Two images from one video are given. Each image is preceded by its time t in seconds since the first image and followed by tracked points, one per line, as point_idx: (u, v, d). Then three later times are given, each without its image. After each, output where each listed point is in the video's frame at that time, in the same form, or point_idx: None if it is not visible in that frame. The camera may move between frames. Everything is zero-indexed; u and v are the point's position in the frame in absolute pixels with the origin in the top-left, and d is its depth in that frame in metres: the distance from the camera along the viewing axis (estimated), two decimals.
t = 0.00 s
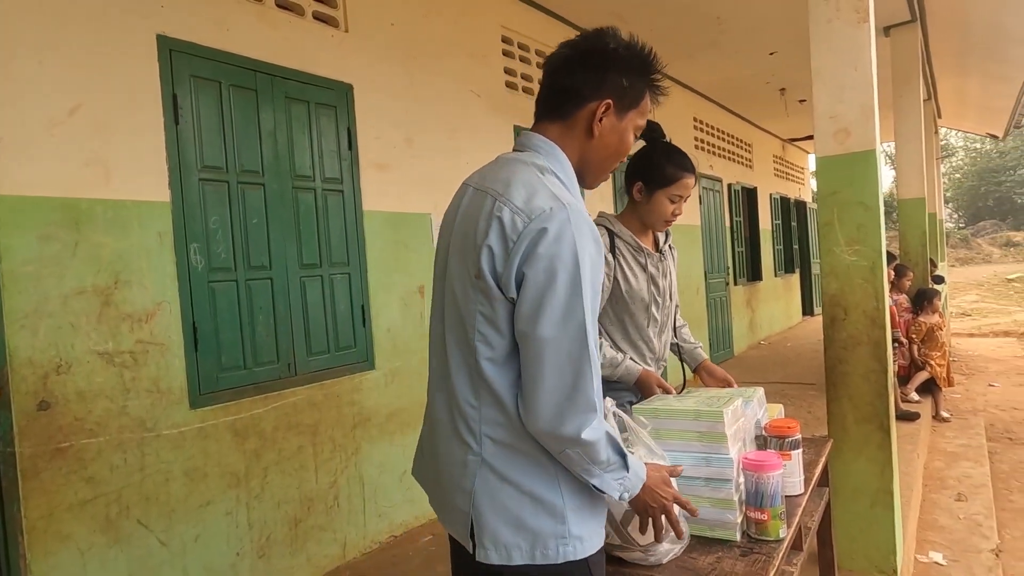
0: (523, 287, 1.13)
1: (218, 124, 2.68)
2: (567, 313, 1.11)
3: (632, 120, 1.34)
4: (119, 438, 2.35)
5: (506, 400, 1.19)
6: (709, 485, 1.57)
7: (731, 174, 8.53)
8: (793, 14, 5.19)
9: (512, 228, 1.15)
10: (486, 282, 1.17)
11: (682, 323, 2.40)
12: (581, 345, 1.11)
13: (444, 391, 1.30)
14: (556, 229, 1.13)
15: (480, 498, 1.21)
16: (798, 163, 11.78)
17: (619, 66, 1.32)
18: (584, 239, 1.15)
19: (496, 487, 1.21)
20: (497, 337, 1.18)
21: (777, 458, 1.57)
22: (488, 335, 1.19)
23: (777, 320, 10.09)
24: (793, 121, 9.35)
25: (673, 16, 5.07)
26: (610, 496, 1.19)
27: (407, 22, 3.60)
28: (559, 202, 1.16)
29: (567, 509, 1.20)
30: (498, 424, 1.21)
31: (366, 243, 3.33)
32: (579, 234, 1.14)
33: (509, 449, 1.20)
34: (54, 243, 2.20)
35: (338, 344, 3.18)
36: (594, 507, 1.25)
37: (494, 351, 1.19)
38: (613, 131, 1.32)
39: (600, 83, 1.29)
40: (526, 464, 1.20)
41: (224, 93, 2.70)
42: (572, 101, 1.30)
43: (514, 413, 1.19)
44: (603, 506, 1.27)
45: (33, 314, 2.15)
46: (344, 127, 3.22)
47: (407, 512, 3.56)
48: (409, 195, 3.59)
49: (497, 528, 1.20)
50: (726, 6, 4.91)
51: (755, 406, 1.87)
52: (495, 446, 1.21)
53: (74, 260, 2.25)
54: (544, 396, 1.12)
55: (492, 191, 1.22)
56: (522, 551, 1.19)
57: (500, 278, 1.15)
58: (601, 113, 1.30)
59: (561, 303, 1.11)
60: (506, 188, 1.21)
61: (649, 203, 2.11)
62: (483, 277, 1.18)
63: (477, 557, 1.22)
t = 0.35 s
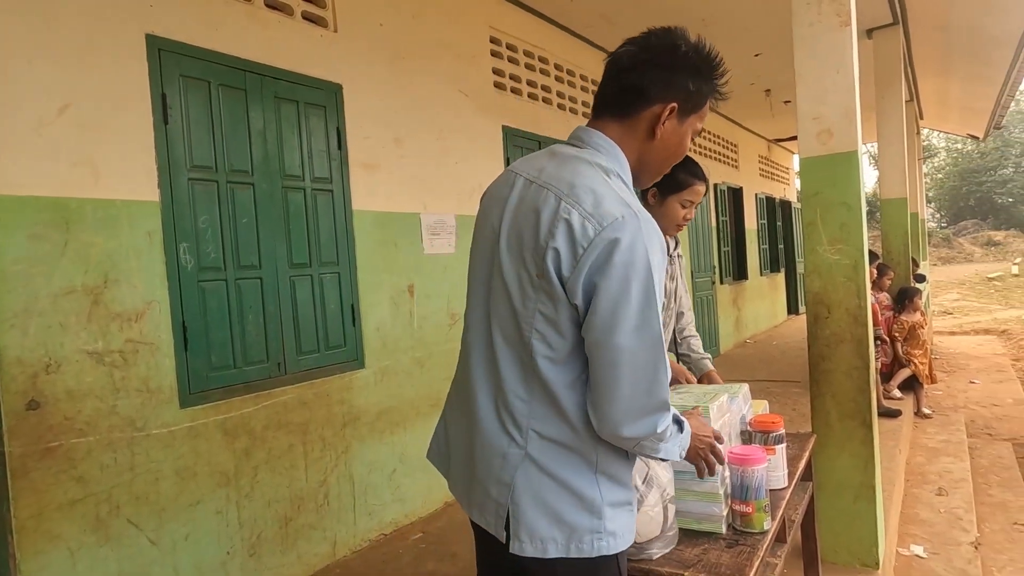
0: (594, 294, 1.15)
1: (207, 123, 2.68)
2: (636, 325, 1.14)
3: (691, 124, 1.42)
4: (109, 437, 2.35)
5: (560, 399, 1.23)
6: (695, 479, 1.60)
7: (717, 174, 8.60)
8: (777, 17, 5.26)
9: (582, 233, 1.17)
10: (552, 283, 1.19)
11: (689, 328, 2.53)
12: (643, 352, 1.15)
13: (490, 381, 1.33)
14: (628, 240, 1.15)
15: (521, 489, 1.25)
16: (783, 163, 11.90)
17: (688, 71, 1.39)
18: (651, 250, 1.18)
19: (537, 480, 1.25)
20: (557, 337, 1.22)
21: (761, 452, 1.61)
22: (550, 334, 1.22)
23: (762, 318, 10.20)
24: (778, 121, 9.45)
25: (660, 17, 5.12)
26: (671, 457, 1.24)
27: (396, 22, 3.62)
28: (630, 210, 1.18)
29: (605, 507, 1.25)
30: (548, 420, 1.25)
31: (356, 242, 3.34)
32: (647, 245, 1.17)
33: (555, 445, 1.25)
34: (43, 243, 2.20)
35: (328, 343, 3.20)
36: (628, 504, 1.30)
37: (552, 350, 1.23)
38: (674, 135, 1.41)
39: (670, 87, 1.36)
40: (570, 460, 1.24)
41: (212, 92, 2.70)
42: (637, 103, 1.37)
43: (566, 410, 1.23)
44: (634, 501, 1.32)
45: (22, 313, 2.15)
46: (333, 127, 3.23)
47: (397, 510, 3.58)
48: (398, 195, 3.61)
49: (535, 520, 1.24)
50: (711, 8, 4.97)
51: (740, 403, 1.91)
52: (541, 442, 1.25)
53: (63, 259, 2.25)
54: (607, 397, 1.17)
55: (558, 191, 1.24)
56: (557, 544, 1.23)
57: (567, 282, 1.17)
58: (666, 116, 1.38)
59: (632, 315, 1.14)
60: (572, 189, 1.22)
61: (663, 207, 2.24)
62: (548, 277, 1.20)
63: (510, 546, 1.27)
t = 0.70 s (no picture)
0: (594, 295, 1.17)
1: (192, 123, 2.66)
2: (635, 326, 1.17)
3: (697, 141, 1.44)
4: (93, 440, 2.32)
5: (556, 396, 1.24)
6: (683, 479, 1.61)
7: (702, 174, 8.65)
8: (761, 19, 5.31)
9: (581, 235, 1.18)
10: (551, 283, 1.20)
11: (687, 329, 2.58)
12: (640, 352, 1.18)
13: (485, 377, 1.34)
14: (628, 242, 1.17)
15: (514, 485, 1.26)
16: (768, 164, 11.99)
17: (699, 88, 1.40)
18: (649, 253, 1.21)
19: (530, 476, 1.25)
20: (555, 336, 1.23)
21: (747, 451, 1.62)
22: (549, 334, 1.23)
23: (747, 318, 10.27)
24: (763, 122, 9.53)
25: (647, 19, 5.14)
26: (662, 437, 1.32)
27: (382, 22, 3.61)
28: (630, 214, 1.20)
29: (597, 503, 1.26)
30: (543, 416, 1.26)
31: (342, 243, 3.33)
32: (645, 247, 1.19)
33: (549, 441, 1.26)
34: (25, 243, 2.17)
35: (315, 345, 3.18)
36: (621, 502, 1.30)
37: (549, 349, 1.24)
38: (681, 149, 1.42)
39: (680, 102, 1.38)
40: (563, 457, 1.25)
41: (197, 92, 2.68)
42: (647, 114, 1.38)
43: (563, 408, 1.24)
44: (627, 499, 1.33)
45: (3, 315, 2.12)
46: (319, 127, 3.22)
47: (384, 512, 3.57)
48: (385, 195, 3.60)
49: (527, 515, 1.25)
50: (697, 10, 5.01)
51: (727, 402, 1.93)
52: (535, 438, 1.26)
53: (45, 260, 2.22)
54: (608, 393, 1.21)
55: (559, 193, 1.25)
56: (550, 539, 1.24)
57: (566, 283, 1.19)
58: (673, 130, 1.39)
59: (630, 316, 1.16)
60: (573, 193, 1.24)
61: (665, 211, 2.28)
62: (546, 278, 1.21)
63: (502, 541, 1.27)
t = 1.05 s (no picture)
0: (566, 283, 1.17)
1: (180, 123, 2.63)
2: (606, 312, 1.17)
3: (672, 138, 1.43)
4: (79, 443, 2.29)
5: (537, 387, 1.24)
6: (675, 478, 1.61)
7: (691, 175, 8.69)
8: (749, 21, 5.34)
9: (554, 226, 1.18)
10: (526, 276, 1.21)
11: (678, 322, 2.59)
12: (614, 337, 1.18)
13: (474, 374, 1.34)
14: (598, 229, 1.17)
15: (504, 478, 1.25)
16: (756, 165, 12.06)
17: (672, 87, 1.40)
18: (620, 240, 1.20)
19: (518, 468, 1.24)
20: (533, 327, 1.23)
21: (740, 450, 1.62)
22: (526, 326, 1.23)
23: (735, 318, 10.32)
24: (751, 124, 9.59)
25: (636, 20, 5.16)
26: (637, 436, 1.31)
27: (372, 21, 3.59)
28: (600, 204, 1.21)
29: (587, 493, 1.24)
30: (527, 408, 1.25)
31: (331, 242, 3.30)
32: (617, 234, 1.19)
33: (535, 433, 1.25)
34: (10, 244, 2.14)
35: (304, 346, 3.16)
36: (612, 491, 1.29)
37: (529, 341, 1.24)
38: (656, 146, 1.42)
39: (653, 100, 1.38)
40: (550, 447, 1.24)
41: (185, 91, 2.65)
42: (620, 111, 1.38)
43: (545, 399, 1.23)
44: (619, 489, 1.32)
45: None
46: (309, 126, 3.20)
47: (374, 513, 3.55)
48: (375, 195, 3.58)
49: (517, 507, 1.24)
50: (686, 11, 5.03)
51: (719, 402, 1.93)
52: (521, 430, 1.25)
53: (30, 261, 2.19)
54: (583, 381, 1.20)
55: (533, 187, 1.26)
56: (541, 530, 1.23)
57: (540, 274, 1.19)
58: (648, 127, 1.39)
59: (600, 302, 1.16)
60: (547, 185, 1.24)
61: (655, 210, 2.29)
62: (522, 271, 1.21)
63: (495, 533, 1.26)
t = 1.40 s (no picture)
0: (553, 277, 1.17)
1: (169, 123, 2.61)
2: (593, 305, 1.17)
3: (650, 134, 1.43)
4: (67, 446, 2.26)
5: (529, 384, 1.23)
6: (670, 476, 1.61)
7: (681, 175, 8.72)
8: (739, 22, 5.37)
9: (541, 223, 1.19)
10: (515, 273, 1.21)
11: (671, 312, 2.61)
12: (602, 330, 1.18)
13: (467, 375, 1.34)
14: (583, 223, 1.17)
15: (501, 475, 1.24)
16: (745, 165, 12.13)
17: (649, 84, 1.40)
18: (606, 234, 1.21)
19: (514, 465, 1.24)
20: (524, 324, 1.23)
21: (733, 448, 1.63)
22: (517, 324, 1.23)
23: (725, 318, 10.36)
24: (740, 124, 9.64)
25: (626, 21, 5.17)
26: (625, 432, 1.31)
27: (363, 21, 3.58)
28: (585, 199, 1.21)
29: (583, 488, 1.24)
30: (521, 406, 1.25)
31: (322, 242, 3.29)
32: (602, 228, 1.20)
33: (530, 430, 1.24)
34: None
35: (295, 347, 3.14)
36: (608, 485, 1.28)
37: (520, 339, 1.23)
38: (635, 141, 1.42)
39: (631, 96, 1.38)
40: (545, 444, 1.24)
41: (174, 91, 2.63)
42: (598, 107, 1.38)
43: (538, 395, 1.23)
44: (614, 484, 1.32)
45: None
46: (299, 126, 3.18)
47: (367, 514, 3.53)
48: (366, 195, 3.56)
49: (515, 504, 1.23)
50: (676, 12, 5.04)
51: (711, 401, 1.94)
52: (517, 428, 1.25)
53: (17, 261, 2.16)
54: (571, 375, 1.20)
55: (519, 186, 1.26)
56: (539, 526, 1.22)
57: (528, 270, 1.19)
58: (626, 123, 1.39)
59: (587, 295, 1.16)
60: (533, 183, 1.25)
61: (631, 202, 2.30)
62: (511, 269, 1.21)
63: (493, 532, 1.26)
